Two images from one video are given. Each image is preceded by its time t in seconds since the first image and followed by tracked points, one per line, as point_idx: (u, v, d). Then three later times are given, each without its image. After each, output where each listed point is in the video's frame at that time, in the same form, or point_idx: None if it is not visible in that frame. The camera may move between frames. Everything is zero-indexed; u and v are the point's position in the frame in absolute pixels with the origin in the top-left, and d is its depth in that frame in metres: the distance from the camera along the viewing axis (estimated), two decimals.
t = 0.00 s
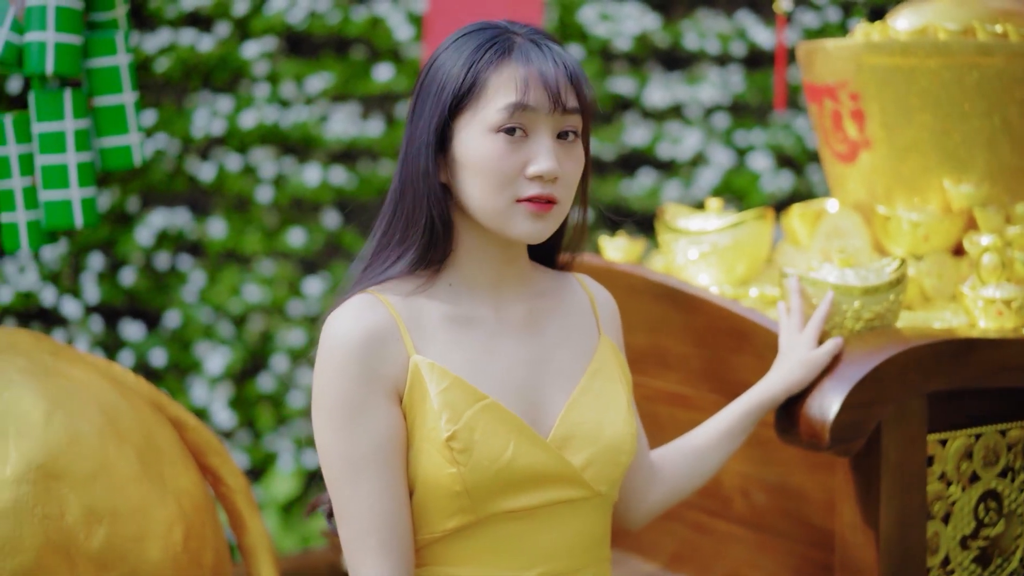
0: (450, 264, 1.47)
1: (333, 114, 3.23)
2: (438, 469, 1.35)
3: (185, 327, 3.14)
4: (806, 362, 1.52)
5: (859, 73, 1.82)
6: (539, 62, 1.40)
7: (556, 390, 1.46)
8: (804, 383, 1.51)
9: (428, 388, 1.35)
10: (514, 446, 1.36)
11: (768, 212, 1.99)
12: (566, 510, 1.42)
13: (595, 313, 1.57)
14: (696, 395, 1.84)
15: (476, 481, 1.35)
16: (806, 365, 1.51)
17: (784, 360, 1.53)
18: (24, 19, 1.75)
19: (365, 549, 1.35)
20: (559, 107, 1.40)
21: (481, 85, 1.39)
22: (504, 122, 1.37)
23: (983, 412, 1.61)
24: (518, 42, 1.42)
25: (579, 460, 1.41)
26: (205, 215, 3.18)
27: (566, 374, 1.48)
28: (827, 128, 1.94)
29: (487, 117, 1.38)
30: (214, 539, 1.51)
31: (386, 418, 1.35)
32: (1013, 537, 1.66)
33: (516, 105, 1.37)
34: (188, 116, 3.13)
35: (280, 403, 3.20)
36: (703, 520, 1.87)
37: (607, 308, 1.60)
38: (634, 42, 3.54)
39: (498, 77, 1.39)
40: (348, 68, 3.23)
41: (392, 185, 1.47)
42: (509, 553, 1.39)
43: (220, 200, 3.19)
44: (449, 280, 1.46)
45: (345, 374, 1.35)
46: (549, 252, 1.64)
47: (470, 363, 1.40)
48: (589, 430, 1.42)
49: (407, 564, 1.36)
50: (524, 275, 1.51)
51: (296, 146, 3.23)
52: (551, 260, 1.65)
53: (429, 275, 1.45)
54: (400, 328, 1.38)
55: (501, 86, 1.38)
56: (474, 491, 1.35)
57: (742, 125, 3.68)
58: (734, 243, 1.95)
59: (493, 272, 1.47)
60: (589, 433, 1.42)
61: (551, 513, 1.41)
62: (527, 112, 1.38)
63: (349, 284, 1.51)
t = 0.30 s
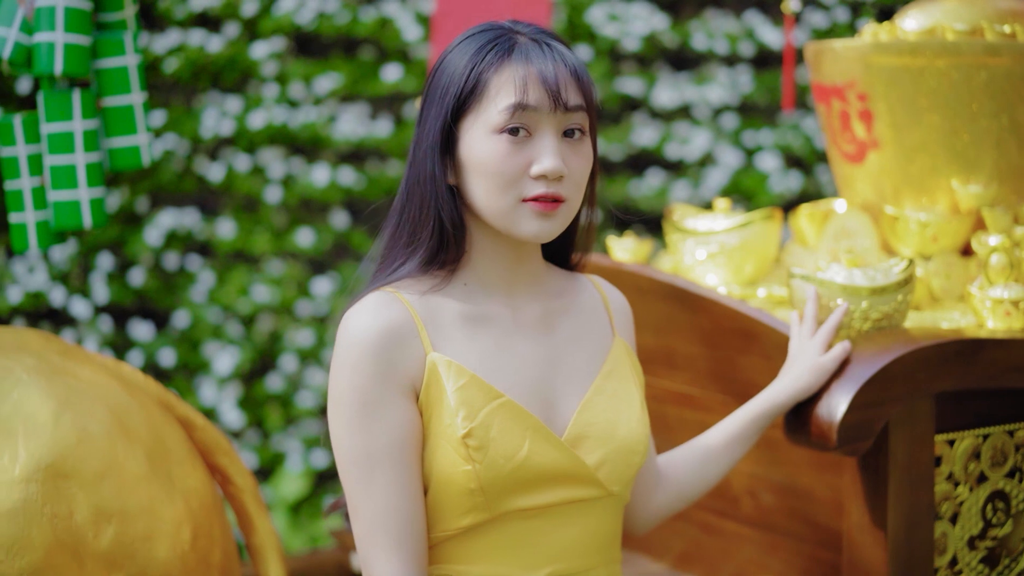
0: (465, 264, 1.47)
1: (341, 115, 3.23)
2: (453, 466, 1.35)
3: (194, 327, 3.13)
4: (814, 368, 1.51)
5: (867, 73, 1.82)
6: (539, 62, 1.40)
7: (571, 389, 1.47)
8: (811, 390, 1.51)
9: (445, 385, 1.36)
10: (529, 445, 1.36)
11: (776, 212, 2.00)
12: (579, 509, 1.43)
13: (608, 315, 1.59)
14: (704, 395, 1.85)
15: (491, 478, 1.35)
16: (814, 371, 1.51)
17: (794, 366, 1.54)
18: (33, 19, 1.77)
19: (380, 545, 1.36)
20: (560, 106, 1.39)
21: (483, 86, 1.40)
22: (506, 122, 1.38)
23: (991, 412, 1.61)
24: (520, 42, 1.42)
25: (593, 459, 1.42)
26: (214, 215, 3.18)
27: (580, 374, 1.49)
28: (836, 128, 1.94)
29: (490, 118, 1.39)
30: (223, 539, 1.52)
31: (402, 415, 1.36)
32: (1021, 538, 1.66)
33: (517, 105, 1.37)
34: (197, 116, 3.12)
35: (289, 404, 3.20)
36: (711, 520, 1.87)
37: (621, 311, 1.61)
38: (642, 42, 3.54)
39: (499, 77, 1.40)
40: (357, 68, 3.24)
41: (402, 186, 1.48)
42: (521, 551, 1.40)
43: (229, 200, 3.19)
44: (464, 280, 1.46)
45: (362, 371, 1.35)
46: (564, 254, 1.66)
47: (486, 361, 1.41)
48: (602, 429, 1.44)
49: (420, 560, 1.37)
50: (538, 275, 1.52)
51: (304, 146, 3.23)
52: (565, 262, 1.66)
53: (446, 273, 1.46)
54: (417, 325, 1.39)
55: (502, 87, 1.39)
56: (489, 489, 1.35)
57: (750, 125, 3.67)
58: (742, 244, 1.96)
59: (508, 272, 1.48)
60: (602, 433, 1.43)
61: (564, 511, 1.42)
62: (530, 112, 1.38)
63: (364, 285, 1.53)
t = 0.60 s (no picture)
0: (481, 263, 1.48)
1: (350, 115, 3.24)
2: (470, 463, 1.36)
3: (203, 328, 3.13)
4: (820, 372, 1.50)
5: (874, 74, 1.82)
6: (544, 63, 1.41)
7: (587, 389, 1.47)
8: (817, 395, 1.50)
9: (464, 382, 1.37)
10: (546, 444, 1.37)
11: (784, 213, 2.00)
12: (592, 508, 1.43)
13: (622, 317, 1.59)
14: (710, 396, 1.85)
15: (508, 476, 1.36)
16: (820, 376, 1.50)
17: (800, 372, 1.53)
18: (41, 20, 1.77)
19: (394, 542, 1.36)
20: (565, 107, 1.39)
21: (489, 89, 1.40)
22: (512, 125, 1.38)
23: (998, 414, 1.61)
24: (525, 44, 1.42)
25: (607, 459, 1.43)
26: (223, 216, 3.18)
27: (595, 375, 1.49)
28: (843, 129, 1.94)
29: (497, 121, 1.39)
30: (230, 538, 1.53)
31: (420, 411, 1.36)
32: None
33: (521, 108, 1.38)
34: (207, 117, 3.13)
35: (297, 404, 3.21)
36: (718, 521, 1.87)
37: (634, 315, 1.61)
38: (651, 43, 3.54)
39: (505, 80, 1.40)
40: (365, 69, 3.24)
41: (413, 189, 1.49)
42: (535, 549, 1.41)
43: (238, 201, 3.20)
44: (481, 279, 1.47)
45: (381, 366, 1.35)
46: (577, 255, 1.67)
47: (504, 359, 1.41)
48: (618, 430, 1.44)
49: (434, 557, 1.37)
50: (553, 275, 1.53)
51: (313, 147, 3.23)
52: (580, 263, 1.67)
53: (463, 272, 1.47)
54: (436, 322, 1.39)
55: (508, 89, 1.39)
56: (505, 486, 1.36)
57: (758, 126, 3.68)
58: (749, 245, 1.96)
59: (523, 272, 1.49)
60: (618, 433, 1.44)
61: (578, 510, 1.42)
62: (536, 114, 1.38)
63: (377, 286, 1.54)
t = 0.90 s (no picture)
0: (497, 264, 1.48)
1: (357, 116, 3.25)
2: (488, 463, 1.36)
3: (210, 328, 3.14)
4: (825, 377, 1.50)
5: (881, 75, 1.82)
6: (551, 65, 1.40)
7: (601, 391, 1.48)
8: (824, 399, 1.50)
9: (483, 382, 1.37)
10: (563, 444, 1.37)
11: (790, 214, 2.00)
12: (605, 508, 1.44)
13: (633, 319, 1.60)
14: (716, 397, 1.85)
15: (525, 476, 1.36)
16: (825, 380, 1.50)
17: (807, 375, 1.53)
18: (48, 21, 1.79)
19: (410, 540, 1.36)
20: (573, 109, 1.39)
21: (497, 93, 1.40)
22: (521, 128, 1.38)
23: (1005, 415, 1.61)
24: (532, 46, 1.42)
25: (622, 459, 1.43)
26: (230, 216, 3.19)
27: (609, 376, 1.50)
28: (850, 130, 1.94)
29: (506, 124, 1.39)
30: (236, 539, 1.53)
31: (439, 410, 1.36)
32: None
33: (530, 111, 1.38)
34: (215, 118, 3.13)
35: (305, 404, 3.20)
36: (724, 522, 1.87)
37: (644, 318, 1.62)
38: (658, 43, 3.54)
39: (513, 83, 1.40)
40: (373, 70, 3.25)
41: (425, 193, 1.50)
42: (549, 548, 1.41)
43: (245, 202, 3.20)
44: (497, 279, 1.47)
45: (400, 365, 1.36)
46: (589, 256, 1.67)
47: (521, 359, 1.42)
48: (632, 430, 1.45)
49: (449, 555, 1.38)
50: (567, 276, 1.54)
51: (320, 147, 3.24)
52: (592, 264, 1.67)
53: (481, 272, 1.47)
54: (455, 322, 1.39)
55: (516, 93, 1.40)
56: (522, 486, 1.36)
57: (766, 127, 3.67)
58: (755, 246, 1.96)
59: (539, 273, 1.50)
60: (631, 434, 1.45)
61: (592, 510, 1.43)
62: (544, 117, 1.38)
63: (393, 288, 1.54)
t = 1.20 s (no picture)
0: (516, 264, 1.48)
1: (366, 117, 3.25)
2: (508, 462, 1.36)
3: (219, 329, 3.15)
4: (829, 381, 1.50)
5: (888, 76, 1.81)
6: (561, 68, 1.40)
7: (617, 392, 1.48)
8: (830, 402, 1.50)
9: (504, 381, 1.37)
10: (583, 445, 1.38)
11: (798, 215, 2.00)
12: (621, 508, 1.44)
13: (646, 321, 1.60)
14: (723, 398, 1.85)
15: (545, 475, 1.36)
16: (830, 384, 1.50)
17: (813, 377, 1.53)
18: (55, 23, 1.80)
19: (427, 538, 1.36)
20: (585, 111, 1.39)
21: (509, 97, 1.41)
22: (533, 131, 1.39)
23: (1013, 416, 1.60)
24: (543, 49, 1.42)
25: (639, 460, 1.44)
26: (239, 217, 3.19)
27: (625, 378, 1.50)
28: (857, 130, 1.94)
29: (519, 128, 1.40)
30: (243, 540, 1.54)
31: (459, 409, 1.36)
32: None
33: (541, 114, 1.38)
34: (223, 119, 3.15)
35: (313, 405, 3.20)
36: (732, 523, 1.87)
37: (656, 319, 1.62)
38: (666, 44, 3.54)
39: (524, 87, 1.40)
40: (381, 71, 3.25)
41: (441, 198, 1.50)
42: (565, 548, 1.41)
43: (253, 202, 3.20)
44: (515, 279, 1.48)
45: (422, 363, 1.35)
46: (601, 258, 1.67)
47: (540, 360, 1.42)
48: (646, 431, 1.45)
49: (466, 553, 1.38)
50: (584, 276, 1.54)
51: (328, 148, 3.24)
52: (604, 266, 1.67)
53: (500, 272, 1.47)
54: (476, 321, 1.39)
55: (527, 96, 1.40)
56: (542, 485, 1.37)
57: (774, 128, 3.67)
58: (762, 247, 1.96)
59: (556, 274, 1.50)
60: (647, 434, 1.45)
61: (608, 510, 1.43)
62: (557, 119, 1.39)
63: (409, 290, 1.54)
